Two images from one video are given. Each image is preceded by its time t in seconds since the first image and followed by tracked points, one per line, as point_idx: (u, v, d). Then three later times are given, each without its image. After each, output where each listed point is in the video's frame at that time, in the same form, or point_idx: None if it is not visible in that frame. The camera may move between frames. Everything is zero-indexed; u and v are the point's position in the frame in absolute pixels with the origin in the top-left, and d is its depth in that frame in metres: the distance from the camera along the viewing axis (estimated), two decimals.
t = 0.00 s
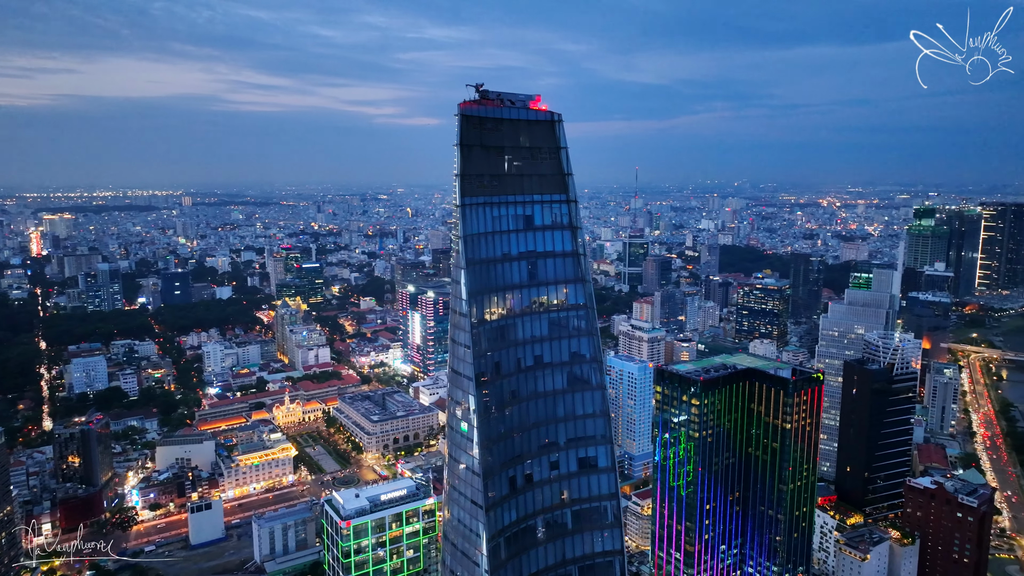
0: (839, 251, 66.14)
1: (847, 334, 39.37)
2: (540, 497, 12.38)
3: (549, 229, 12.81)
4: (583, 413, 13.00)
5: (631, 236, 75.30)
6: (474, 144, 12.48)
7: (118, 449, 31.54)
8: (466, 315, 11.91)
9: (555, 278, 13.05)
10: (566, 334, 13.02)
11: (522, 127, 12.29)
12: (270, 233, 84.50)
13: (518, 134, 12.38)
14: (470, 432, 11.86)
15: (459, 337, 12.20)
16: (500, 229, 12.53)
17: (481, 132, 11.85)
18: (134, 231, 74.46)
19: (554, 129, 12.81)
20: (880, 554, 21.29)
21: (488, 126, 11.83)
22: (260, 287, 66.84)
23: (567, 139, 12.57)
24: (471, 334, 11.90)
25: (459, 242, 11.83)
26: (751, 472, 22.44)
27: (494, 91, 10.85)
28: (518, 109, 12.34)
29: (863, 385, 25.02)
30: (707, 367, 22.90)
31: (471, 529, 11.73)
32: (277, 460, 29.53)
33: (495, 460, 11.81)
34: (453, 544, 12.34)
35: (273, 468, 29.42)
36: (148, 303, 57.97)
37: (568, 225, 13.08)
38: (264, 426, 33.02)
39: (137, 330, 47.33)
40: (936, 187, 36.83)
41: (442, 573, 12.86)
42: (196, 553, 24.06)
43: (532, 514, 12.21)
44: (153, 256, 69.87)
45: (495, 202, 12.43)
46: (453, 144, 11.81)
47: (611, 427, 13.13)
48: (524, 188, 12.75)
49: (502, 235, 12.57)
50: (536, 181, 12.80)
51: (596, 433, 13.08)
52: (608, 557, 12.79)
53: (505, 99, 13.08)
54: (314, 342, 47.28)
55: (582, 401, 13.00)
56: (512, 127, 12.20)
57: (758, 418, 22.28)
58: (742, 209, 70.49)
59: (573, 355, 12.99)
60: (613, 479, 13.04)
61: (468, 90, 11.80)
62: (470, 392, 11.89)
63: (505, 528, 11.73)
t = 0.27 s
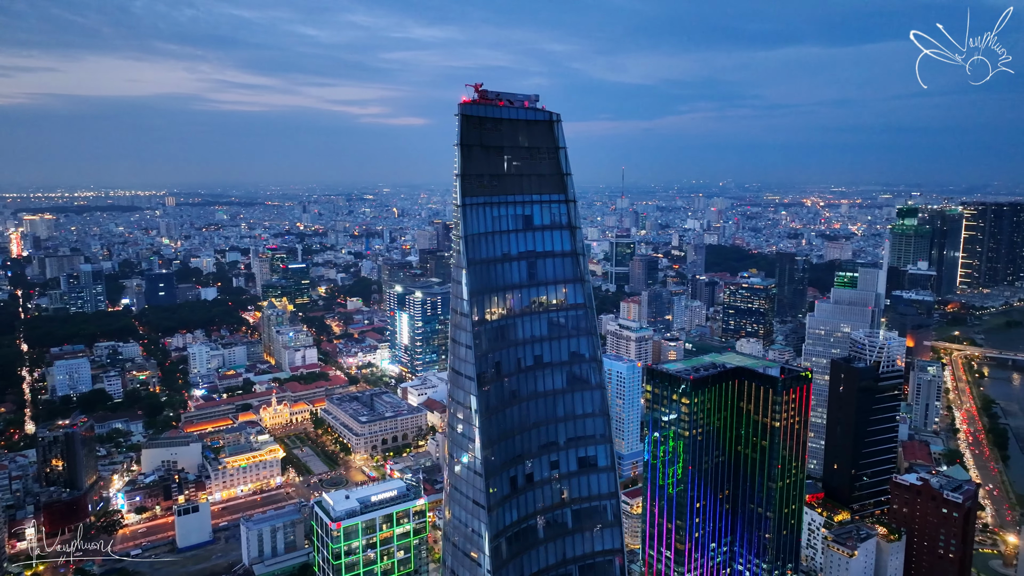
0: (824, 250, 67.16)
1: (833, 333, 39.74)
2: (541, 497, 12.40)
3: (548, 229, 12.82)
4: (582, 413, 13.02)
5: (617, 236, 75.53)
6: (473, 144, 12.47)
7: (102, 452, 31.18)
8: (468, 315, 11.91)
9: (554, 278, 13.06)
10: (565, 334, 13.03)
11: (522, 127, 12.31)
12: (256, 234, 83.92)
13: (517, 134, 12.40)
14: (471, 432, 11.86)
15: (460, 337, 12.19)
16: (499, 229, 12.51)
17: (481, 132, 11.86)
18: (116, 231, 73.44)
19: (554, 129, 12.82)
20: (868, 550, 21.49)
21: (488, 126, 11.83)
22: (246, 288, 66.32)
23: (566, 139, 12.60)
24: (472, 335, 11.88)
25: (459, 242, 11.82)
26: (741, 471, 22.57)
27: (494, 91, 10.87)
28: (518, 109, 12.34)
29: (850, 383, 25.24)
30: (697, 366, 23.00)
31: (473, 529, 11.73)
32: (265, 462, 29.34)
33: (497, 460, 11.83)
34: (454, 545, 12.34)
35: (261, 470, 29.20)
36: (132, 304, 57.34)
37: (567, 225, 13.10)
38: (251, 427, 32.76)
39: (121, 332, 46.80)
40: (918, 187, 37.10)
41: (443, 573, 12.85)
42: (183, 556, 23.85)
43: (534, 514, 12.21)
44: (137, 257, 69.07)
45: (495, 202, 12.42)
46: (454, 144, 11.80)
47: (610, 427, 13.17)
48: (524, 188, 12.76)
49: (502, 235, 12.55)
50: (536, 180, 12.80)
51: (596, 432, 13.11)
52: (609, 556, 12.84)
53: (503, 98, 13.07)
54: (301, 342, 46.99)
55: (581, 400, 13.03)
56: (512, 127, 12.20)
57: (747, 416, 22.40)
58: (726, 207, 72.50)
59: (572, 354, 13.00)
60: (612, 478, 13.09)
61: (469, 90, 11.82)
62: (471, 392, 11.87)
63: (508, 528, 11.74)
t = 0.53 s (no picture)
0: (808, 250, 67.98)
1: (819, 332, 40.09)
2: (542, 496, 12.40)
3: (547, 229, 12.82)
4: (581, 412, 13.03)
5: (604, 236, 75.73)
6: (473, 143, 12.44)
7: (87, 455, 30.83)
8: (469, 315, 11.88)
9: (553, 278, 13.05)
10: (565, 334, 13.01)
11: (521, 127, 12.32)
12: (241, 234, 83.30)
13: (516, 134, 12.40)
14: (473, 432, 11.83)
15: (461, 338, 12.14)
16: (499, 229, 12.50)
17: (481, 131, 11.85)
18: (98, 231, 72.44)
19: (552, 129, 12.84)
20: (855, 547, 21.60)
21: (488, 126, 11.81)
22: (231, 289, 65.81)
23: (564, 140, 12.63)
24: (474, 334, 11.85)
25: (460, 242, 11.80)
26: (730, 469, 22.67)
27: (495, 91, 10.87)
28: (517, 109, 12.34)
29: (837, 381, 25.47)
30: (686, 365, 23.12)
31: (475, 529, 11.71)
32: (253, 464, 29.12)
33: (499, 460, 11.81)
34: (455, 545, 12.30)
35: (249, 472, 28.99)
36: (116, 306, 56.71)
37: (566, 226, 13.11)
38: (239, 429, 32.52)
39: (104, 334, 46.26)
40: (902, 187, 38.09)
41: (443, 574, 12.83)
42: (170, 560, 23.62)
43: (535, 514, 12.20)
44: (120, 258, 68.27)
45: (494, 202, 12.42)
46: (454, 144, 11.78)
47: (609, 426, 13.18)
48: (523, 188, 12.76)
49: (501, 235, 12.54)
50: (536, 180, 12.79)
51: (595, 432, 13.12)
52: (608, 555, 12.86)
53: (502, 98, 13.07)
54: (287, 344, 46.70)
55: (581, 400, 13.03)
56: (511, 127, 12.20)
57: (736, 415, 22.51)
58: (711, 207, 73.67)
59: (571, 354, 12.99)
60: (611, 477, 13.11)
61: (469, 90, 11.81)
62: (472, 392, 11.84)
63: (510, 528, 11.72)
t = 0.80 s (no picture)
0: (793, 250, 68.61)
1: (806, 330, 40.42)
2: (542, 496, 12.41)
3: (546, 229, 12.80)
4: (581, 412, 13.04)
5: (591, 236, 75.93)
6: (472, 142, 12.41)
7: (70, 459, 30.47)
8: (471, 315, 11.87)
9: (552, 278, 13.04)
10: (564, 334, 13.03)
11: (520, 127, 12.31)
12: (225, 235, 82.59)
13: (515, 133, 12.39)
14: (475, 432, 11.81)
15: (462, 338, 12.12)
16: (499, 229, 12.47)
17: (481, 132, 11.83)
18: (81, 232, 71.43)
19: (551, 129, 12.84)
20: (843, 544, 21.46)
21: (489, 126, 11.80)
22: (216, 290, 65.29)
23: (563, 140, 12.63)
24: (475, 334, 11.84)
25: (462, 242, 11.77)
26: (719, 468, 22.77)
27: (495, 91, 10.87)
28: (516, 109, 12.33)
29: (824, 379, 25.71)
30: (676, 364, 23.21)
31: (477, 529, 11.71)
32: (240, 466, 28.91)
33: (501, 460, 11.81)
34: (456, 545, 12.28)
35: (236, 474, 28.79)
36: (99, 307, 56.06)
37: (564, 225, 13.12)
38: (226, 431, 32.27)
39: (87, 336, 45.68)
40: (885, 185, 39.68)
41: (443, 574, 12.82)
42: (156, 564, 23.40)
43: (536, 514, 12.21)
44: (102, 259, 67.42)
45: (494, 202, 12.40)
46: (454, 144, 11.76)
47: (609, 426, 13.20)
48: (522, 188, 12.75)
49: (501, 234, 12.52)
50: (535, 180, 12.79)
51: (595, 431, 13.14)
52: (607, 554, 12.91)
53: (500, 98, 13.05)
54: (274, 345, 46.39)
55: (580, 400, 13.04)
56: (511, 127, 12.19)
57: (726, 413, 22.62)
58: (696, 207, 74.27)
59: (571, 354, 13.00)
60: (610, 477, 13.15)
61: (469, 91, 11.76)
62: (474, 392, 11.82)
63: (511, 528, 11.73)
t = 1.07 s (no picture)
0: (778, 250, 69.11)
1: (793, 329, 40.67)
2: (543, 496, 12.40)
3: (545, 229, 12.82)
4: (580, 412, 13.04)
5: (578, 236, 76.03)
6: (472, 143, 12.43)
7: (54, 462, 30.11)
8: (472, 315, 11.87)
9: (551, 278, 13.07)
10: (563, 333, 13.04)
11: (520, 128, 12.31)
12: (210, 235, 81.86)
13: (514, 133, 12.39)
14: (476, 432, 11.79)
15: (463, 338, 12.11)
16: (499, 229, 12.49)
17: (481, 131, 11.83)
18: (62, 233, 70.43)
19: (550, 129, 12.84)
20: (830, 541, 21.58)
21: (489, 126, 11.80)
22: (201, 290, 64.73)
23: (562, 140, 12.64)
24: (477, 334, 11.84)
25: (463, 242, 11.82)
26: (709, 466, 22.75)
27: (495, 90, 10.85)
28: (516, 109, 12.33)
29: (811, 377, 25.93)
30: (666, 364, 23.35)
31: (479, 530, 11.68)
32: (227, 468, 28.65)
33: (503, 460, 11.80)
34: (457, 546, 12.25)
35: (223, 476, 28.55)
36: (82, 309, 55.37)
37: (563, 225, 13.13)
38: (212, 433, 32.01)
39: (70, 338, 45.13)
40: (868, 185, 40.48)
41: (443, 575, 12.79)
42: (143, 567, 23.19)
43: (537, 513, 12.19)
44: (85, 260, 66.58)
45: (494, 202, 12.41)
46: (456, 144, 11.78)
47: (608, 425, 13.23)
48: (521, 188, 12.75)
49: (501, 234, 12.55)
50: (534, 181, 12.79)
51: (594, 431, 13.15)
52: (608, 553, 12.91)
53: (499, 97, 13.04)
54: (260, 345, 46.06)
55: (579, 399, 13.04)
56: (510, 127, 12.20)
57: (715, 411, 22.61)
58: (682, 207, 74.62)
59: (570, 353, 13.01)
60: (610, 476, 13.16)
61: (469, 90, 11.74)
62: (476, 392, 11.82)
63: (514, 528, 11.73)
